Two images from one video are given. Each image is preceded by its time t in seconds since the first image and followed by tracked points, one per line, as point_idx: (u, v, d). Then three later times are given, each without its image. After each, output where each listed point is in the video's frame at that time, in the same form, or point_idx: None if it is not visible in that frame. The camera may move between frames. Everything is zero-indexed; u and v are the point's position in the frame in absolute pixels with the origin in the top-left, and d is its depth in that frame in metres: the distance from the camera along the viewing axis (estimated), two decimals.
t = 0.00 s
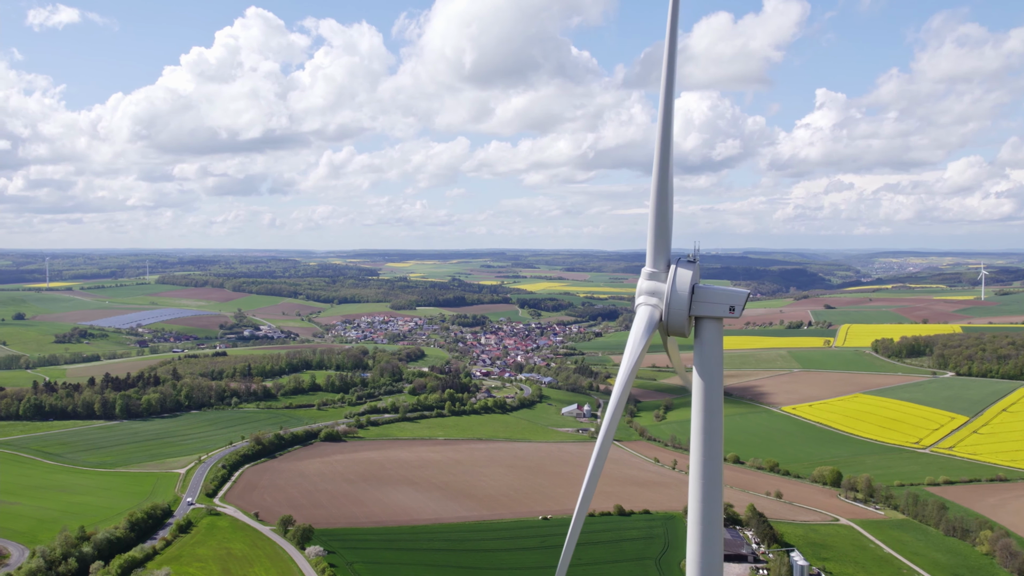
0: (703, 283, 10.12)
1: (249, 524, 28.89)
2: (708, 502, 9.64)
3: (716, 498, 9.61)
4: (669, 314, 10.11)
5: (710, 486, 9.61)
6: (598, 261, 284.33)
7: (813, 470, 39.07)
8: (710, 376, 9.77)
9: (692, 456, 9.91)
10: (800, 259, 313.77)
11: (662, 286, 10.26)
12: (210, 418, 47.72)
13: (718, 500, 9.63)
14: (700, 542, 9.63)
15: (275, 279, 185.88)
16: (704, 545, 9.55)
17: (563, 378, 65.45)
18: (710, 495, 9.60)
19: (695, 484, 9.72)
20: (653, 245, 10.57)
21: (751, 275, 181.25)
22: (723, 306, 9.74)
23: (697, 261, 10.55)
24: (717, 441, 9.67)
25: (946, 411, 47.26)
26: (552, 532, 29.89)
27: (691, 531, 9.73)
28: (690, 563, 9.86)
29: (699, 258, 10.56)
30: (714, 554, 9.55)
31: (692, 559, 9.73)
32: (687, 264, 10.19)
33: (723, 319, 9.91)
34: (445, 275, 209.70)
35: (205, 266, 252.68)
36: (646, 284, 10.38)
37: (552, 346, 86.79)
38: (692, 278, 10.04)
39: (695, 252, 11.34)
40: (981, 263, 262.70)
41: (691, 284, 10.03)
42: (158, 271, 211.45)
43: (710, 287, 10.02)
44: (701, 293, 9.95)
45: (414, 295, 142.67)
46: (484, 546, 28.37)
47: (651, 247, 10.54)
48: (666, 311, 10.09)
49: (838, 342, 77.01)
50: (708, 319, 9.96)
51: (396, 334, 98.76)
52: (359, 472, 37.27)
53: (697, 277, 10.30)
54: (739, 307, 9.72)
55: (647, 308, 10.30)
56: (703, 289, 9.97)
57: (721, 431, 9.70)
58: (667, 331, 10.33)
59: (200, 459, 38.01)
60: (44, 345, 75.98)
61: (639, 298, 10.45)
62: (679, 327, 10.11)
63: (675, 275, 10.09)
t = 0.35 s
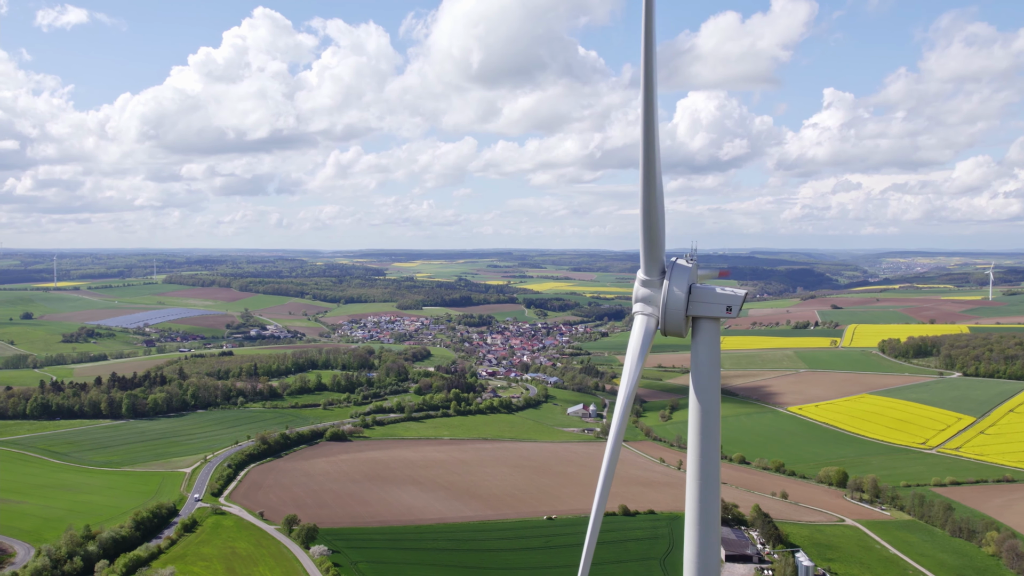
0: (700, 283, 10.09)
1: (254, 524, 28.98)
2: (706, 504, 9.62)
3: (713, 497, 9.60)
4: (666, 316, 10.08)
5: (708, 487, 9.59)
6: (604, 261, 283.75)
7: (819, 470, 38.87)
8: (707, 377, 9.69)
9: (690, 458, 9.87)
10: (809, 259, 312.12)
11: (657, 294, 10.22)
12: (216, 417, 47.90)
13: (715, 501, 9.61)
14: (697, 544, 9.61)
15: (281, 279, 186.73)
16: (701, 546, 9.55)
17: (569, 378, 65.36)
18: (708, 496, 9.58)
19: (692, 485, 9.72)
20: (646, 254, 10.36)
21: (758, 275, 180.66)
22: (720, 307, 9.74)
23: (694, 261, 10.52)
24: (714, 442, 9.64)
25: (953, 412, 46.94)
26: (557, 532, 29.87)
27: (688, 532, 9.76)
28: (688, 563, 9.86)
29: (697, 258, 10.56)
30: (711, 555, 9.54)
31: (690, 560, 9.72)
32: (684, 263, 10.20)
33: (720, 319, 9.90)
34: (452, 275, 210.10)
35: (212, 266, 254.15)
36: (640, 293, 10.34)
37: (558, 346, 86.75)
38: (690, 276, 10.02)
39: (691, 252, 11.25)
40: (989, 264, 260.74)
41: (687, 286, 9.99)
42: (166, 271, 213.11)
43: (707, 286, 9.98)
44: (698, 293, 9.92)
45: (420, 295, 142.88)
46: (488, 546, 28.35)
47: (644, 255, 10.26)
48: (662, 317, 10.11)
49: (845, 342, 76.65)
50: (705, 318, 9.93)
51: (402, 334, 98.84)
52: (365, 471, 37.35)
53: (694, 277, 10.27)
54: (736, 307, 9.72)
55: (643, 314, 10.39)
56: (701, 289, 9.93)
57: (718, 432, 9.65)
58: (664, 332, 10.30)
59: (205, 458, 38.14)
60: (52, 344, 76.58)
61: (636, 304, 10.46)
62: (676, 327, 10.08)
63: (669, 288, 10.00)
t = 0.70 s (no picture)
0: (700, 283, 10.08)
1: (261, 523, 29.11)
2: (705, 504, 9.71)
3: (712, 498, 9.69)
4: (665, 317, 10.02)
5: (707, 488, 9.69)
6: (616, 261, 283.81)
7: (827, 471, 38.65)
8: (706, 377, 9.73)
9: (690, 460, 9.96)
10: (819, 259, 310.12)
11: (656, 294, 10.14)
12: (224, 417, 48.16)
13: (714, 501, 9.70)
14: (697, 543, 9.74)
15: (290, 278, 187.72)
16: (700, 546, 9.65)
17: (577, 379, 65.32)
18: (707, 498, 9.67)
19: (691, 486, 9.82)
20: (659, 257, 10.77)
21: (767, 275, 179.90)
22: (720, 307, 9.76)
23: (693, 261, 10.59)
24: (713, 443, 9.71)
25: (963, 412, 46.57)
26: (564, 532, 29.86)
27: (688, 531, 9.88)
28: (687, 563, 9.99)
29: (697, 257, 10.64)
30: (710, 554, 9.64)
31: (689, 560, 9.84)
32: (683, 263, 10.21)
33: (720, 319, 9.92)
34: (460, 275, 210.41)
35: (222, 265, 255.98)
36: (638, 301, 10.26)
37: (566, 346, 86.69)
38: (689, 276, 10.03)
39: (688, 253, 11.27)
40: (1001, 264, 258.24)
41: (687, 287, 9.93)
42: (175, 270, 214.85)
43: (707, 286, 9.95)
44: (698, 293, 9.87)
45: (428, 295, 143.22)
46: (494, 546, 28.39)
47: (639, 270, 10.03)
48: (661, 320, 10.05)
49: (854, 343, 76.21)
50: (705, 319, 9.94)
51: (411, 334, 98.95)
52: (372, 471, 37.44)
53: (694, 277, 10.27)
54: (735, 307, 9.75)
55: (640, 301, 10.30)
56: (700, 289, 9.91)
57: (717, 433, 9.70)
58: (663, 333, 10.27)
59: (213, 458, 38.33)
60: (62, 343, 77.33)
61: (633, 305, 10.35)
62: (676, 328, 10.02)
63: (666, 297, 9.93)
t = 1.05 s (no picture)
0: (703, 282, 9.94)
1: (270, 523, 29.22)
2: (708, 505, 9.54)
3: (715, 498, 9.53)
4: (667, 317, 9.94)
5: (710, 489, 9.53)
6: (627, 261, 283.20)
7: (838, 472, 38.29)
8: (708, 377, 9.60)
9: (693, 462, 9.79)
10: (833, 259, 307.77)
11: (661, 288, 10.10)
12: (234, 416, 48.44)
13: (717, 502, 9.52)
14: (699, 543, 9.55)
15: (301, 278, 188.66)
16: (703, 546, 9.48)
17: (588, 379, 65.18)
18: (710, 498, 9.51)
19: (693, 485, 9.66)
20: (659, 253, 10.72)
21: (778, 275, 178.89)
22: (722, 307, 9.60)
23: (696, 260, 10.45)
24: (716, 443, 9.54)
25: (975, 414, 46.02)
26: (573, 532, 29.76)
27: (690, 531, 9.70)
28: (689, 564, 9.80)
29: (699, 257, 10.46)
30: (713, 555, 9.46)
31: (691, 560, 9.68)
32: (684, 265, 10.01)
33: (722, 319, 9.78)
34: (470, 275, 210.63)
35: (235, 265, 257.66)
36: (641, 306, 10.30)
37: (577, 346, 86.51)
38: (690, 278, 9.86)
39: (692, 253, 11.17)
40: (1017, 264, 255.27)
41: (688, 286, 9.81)
42: (187, 270, 216.70)
43: (709, 287, 9.80)
44: (699, 293, 9.75)
45: (439, 295, 143.49)
46: (502, 546, 28.35)
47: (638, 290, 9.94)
48: (663, 320, 9.98)
49: (866, 343, 75.59)
50: (707, 319, 9.80)
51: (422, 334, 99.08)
52: (382, 471, 37.50)
53: (696, 277, 10.11)
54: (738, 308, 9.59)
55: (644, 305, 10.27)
56: (701, 290, 9.78)
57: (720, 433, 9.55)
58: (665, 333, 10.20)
59: (223, 457, 38.54)
60: (75, 342, 78.08)
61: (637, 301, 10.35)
62: (678, 329, 9.94)
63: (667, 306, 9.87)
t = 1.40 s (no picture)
0: (706, 284, 9.72)
1: (280, 522, 29.38)
2: (711, 506, 9.32)
3: (719, 498, 9.32)
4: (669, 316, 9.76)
5: (713, 491, 9.29)
6: (638, 261, 282.71)
7: (849, 474, 37.92)
8: (711, 375, 9.49)
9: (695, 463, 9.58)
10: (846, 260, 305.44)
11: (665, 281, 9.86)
12: (246, 416, 48.79)
13: (720, 502, 9.31)
14: (702, 544, 9.27)
15: (312, 278, 189.71)
16: (706, 549, 9.20)
17: (599, 379, 65.06)
18: (713, 499, 9.28)
19: (696, 487, 9.45)
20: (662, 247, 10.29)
21: (790, 275, 177.82)
22: (725, 308, 9.32)
23: (700, 261, 10.21)
24: (720, 443, 9.34)
25: (989, 415, 45.46)
26: (583, 533, 29.65)
27: (693, 532, 9.43)
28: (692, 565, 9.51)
29: (701, 258, 10.20)
30: (716, 559, 9.17)
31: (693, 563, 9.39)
32: (688, 265, 9.78)
33: (725, 320, 9.52)
34: (481, 275, 210.91)
35: (247, 265, 259.57)
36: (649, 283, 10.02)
37: (588, 347, 86.35)
38: (694, 277, 9.63)
39: (697, 255, 10.93)
40: None
41: (691, 286, 9.62)
42: (200, 270, 218.57)
43: (713, 288, 9.58)
44: (702, 294, 9.55)
45: (450, 295, 143.79)
46: (512, 546, 28.30)
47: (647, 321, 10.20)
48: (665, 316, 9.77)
49: (878, 343, 74.94)
50: (709, 320, 9.59)
51: (433, 334, 99.32)
52: (392, 470, 37.56)
53: (699, 278, 9.91)
54: (741, 308, 9.29)
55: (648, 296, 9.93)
56: (705, 290, 9.57)
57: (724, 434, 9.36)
58: (669, 333, 10.00)
59: (234, 457, 38.81)
60: (89, 342, 78.95)
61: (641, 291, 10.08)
62: (680, 328, 9.77)
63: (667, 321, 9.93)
